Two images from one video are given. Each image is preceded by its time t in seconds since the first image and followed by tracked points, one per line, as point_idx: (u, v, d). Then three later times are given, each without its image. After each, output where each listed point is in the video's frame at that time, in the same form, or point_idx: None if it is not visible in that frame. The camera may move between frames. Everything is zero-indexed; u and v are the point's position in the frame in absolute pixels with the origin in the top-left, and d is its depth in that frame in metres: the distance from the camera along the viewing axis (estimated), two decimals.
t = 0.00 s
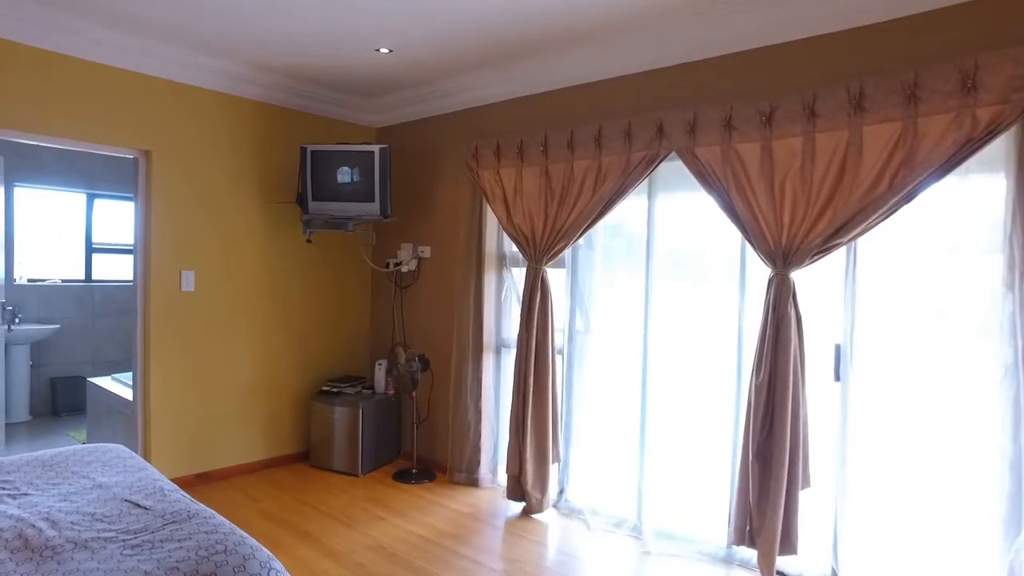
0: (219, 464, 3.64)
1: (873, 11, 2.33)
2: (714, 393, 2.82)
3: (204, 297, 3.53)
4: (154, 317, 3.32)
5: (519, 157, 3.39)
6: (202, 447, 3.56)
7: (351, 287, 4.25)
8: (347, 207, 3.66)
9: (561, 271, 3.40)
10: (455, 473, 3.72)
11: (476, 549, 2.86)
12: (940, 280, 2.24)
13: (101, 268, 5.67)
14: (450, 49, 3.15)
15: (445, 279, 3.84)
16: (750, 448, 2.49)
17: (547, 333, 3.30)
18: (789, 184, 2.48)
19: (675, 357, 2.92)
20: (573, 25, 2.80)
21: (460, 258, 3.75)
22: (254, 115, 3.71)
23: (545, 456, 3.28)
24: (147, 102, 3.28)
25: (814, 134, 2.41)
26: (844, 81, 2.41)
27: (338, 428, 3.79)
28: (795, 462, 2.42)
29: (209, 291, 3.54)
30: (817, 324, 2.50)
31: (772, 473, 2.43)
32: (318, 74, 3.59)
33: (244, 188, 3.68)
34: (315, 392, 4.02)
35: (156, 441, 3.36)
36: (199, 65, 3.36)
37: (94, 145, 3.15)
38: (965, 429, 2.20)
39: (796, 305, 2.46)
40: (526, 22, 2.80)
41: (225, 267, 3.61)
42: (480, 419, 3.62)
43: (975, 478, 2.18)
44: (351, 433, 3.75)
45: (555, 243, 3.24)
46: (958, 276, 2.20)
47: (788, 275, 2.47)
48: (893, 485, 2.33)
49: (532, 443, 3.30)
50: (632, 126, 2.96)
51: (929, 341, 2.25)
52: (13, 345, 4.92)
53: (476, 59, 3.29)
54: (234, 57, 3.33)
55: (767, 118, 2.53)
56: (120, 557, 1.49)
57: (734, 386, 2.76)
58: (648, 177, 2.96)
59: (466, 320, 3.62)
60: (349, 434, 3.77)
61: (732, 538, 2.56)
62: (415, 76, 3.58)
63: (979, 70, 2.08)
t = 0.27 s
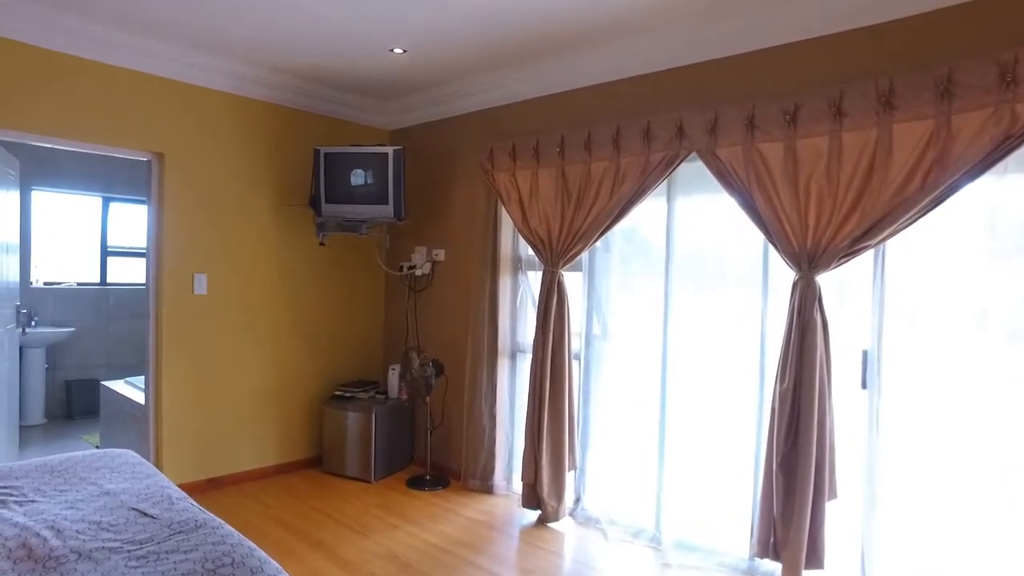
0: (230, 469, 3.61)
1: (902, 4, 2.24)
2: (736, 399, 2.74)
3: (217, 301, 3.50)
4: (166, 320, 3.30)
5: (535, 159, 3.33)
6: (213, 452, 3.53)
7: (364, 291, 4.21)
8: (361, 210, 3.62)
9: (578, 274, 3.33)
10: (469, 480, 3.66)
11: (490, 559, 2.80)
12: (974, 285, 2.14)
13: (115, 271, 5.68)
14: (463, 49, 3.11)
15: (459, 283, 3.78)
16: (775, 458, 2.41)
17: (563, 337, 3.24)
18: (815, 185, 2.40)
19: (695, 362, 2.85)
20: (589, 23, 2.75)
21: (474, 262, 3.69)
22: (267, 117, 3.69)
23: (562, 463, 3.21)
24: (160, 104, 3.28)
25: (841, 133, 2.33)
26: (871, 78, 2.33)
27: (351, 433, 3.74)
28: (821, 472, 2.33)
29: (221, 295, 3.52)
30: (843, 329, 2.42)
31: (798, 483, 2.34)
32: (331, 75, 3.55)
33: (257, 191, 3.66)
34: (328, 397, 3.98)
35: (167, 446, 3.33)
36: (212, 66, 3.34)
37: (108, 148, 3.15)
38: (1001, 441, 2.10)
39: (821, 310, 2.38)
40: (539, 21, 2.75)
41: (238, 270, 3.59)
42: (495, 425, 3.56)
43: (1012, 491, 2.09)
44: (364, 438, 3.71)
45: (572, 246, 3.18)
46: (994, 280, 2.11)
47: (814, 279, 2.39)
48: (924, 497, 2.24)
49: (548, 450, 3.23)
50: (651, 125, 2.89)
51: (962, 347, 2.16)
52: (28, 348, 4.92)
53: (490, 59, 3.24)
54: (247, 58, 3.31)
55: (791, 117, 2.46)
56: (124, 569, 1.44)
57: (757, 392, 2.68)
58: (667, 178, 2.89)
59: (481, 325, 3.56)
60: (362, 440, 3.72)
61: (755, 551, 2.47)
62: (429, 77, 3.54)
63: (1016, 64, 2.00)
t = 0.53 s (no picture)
0: (242, 475, 3.57)
1: None
2: (759, 408, 2.65)
3: (229, 305, 3.47)
4: (177, 324, 3.27)
5: (551, 161, 3.27)
6: (225, 458, 3.49)
7: (378, 295, 4.16)
8: (374, 213, 3.57)
9: (595, 279, 3.26)
10: (484, 489, 3.59)
11: (504, 570, 2.73)
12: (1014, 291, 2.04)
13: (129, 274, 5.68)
14: (476, 50, 3.06)
15: (474, 287, 3.72)
16: (802, 471, 2.31)
17: (580, 344, 3.16)
18: (843, 186, 2.31)
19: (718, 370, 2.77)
20: (604, 22, 2.69)
21: (489, 266, 3.62)
22: (280, 120, 3.66)
23: (579, 473, 3.13)
24: (172, 107, 3.26)
25: (870, 132, 2.24)
26: (902, 75, 2.24)
27: (364, 439, 3.69)
28: (851, 486, 2.24)
29: (233, 299, 3.48)
30: (873, 337, 2.32)
31: (826, 496, 2.24)
32: (344, 77, 3.51)
33: (269, 194, 3.62)
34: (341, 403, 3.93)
35: (178, 451, 3.30)
36: (223, 68, 3.32)
37: (120, 151, 3.14)
38: None
39: (851, 317, 2.28)
40: (554, 20, 2.69)
41: (250, 274, 3.55)
42: (510, 433, 3.49)
43: None
44: (377, 445, 3.66)
45: (589, 249, 3.11)
46: None
47: (842, 284, 2.29)
48: (961, 513, 2.13)
49: (565, 459, 3.16)
50: (671, 126, 2.82)
51: (1001, 356, 2.06)
52: (42, 352, 4.93)
53: (504, 60, 3.18)
54: (258, 60, 3.28)
55: (818, 117, 2.37)
56: None
57: (782, 401, 2.59)
58: (688, 180, 2.81)
59: (496, 330, 3.49)
60: (375, 446, 3.67)
61: (781, 566, 2.38)
62: (442, 78, 3.49)
63: None
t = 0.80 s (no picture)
0: (253, 482, 3.52)
1: None
2: (784, 417, 2.55)
3: (241, 310, 3.43)
4: (188, 329, 3.23)
5: (567, 163, 3.20)
6: (235, 465, 3.45)
7: (391, 300, 4.10)
8: (386, 217, 3.52)
9: (613, 284, 3.18)
10: (498, 498, 3.52)
11: None
12: None
13: (142, 277, 5.67)
14: (489, 50, 3.00)
15: (488, 292, 3.65)
16: (831, 485, 2.20)
17: (597, 351, 3.07)
18: (873, 188, 2.21)
19: (740, 378, 2.69)
20: (620, 20, 2.62)
21: (504, 270, 3.55)
22: (292, 122, 3.62)
23: (595, 483, 3.05)
24: (183, 110, 3.24)
25: (902, 132, 2.15)
26: (934, 71, 2.14)
27: (376, 446, 3.63)
28: (883, 501, 2.14)
29: (245, 304, 3.44)
30: (905, 345, 2.22)
31: (854, 511, 2.14)
32: (356, 78, 3.47)
33: (281, 197, 3.59)
34: (353, 409, 3.87)
35: (188, 458, 3.26)
36: (234, 70, 3.29)
37: (130, 154, 3.12)
38: None
39: (882, 324, 2.19)
40: (567, 19, 2.63)
41: (262, 279, 3.51)
42: (525, 441, 3.42)
43: None
44: (389, 452, 3.60)
45: (606, 254, 3.03)
46: None
47: (872, 289, 2.20)
48: (999, 531, 2.03)
49: (581, 468, 3.08)
50: (691, 126, 2.74)
51: None
52: (55, 356, 4.93)
53: (518, 60, 3.12)
54: (269, 62, 3.24)
55: (846, 116, 2.27)
56: None
57: (807, 410, 2.49)
58: (708, 181, 2.73)
59: (511, 336, 3.42)
60: (388, 454, 3.61)
61: None
62: (455, 79, 3.43)
63: None
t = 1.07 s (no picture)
0: (263, 486, 3.48)
1: None
2: (807, 423, 2.47)
3: (251, 312, 3.39)
4: (198, 331, 3.20)
5: (582, 162, 3.13)
6: (245, 468, 3.41)
7: (403, 301, 4.05)
8: (398, 217, 3.46)
9: (629, 285, 3.11)
10: (511, 503, 3.45)
11: None
12: None
13: (154, 278, 5.65)
14: (501, 47, 2.94)
15: (501, 294, 3.59)
16: (857, 494, 2.11)
17: (613, 354, 3.00)
18: (901, 185, 2.13)
19: (760, 382, 2.60)
20: (635, 14, 2.56)
21: (517, 271, 3.49)
22: (303, 122, 3.58)
23: (611, 489, 2.97)
24: (192, 109, 3.21)
25: (932, 127, 2.06)
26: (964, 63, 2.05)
27: (387, 450, 3.58)
28: (912, 512, 2.05)
29: (255, 305, 3.41)
30: (934, 349, 2.13)
31: (882, 521, 2.06)
32: (367, 77, 3.42)
33: (292, 198, 3.55)
34: (364, 412, 3.83)
35: (197, 461, 3.22)
36: (244, 69, 3.25)
37: (140, 154, 3.10)
38: None
39: (911, 327, 2.10)
40: (581, 14, 2.57)
41: (272, 280, 3.48)
42: (539, 445, 3.36)
43: None
44: (400, 456, 3.55)
45: (622, 254, 2.96)
46: None
47: (901, 291, 2.11)
48: None
49: (596, 474, 3.00)
50: (710, 124, 2.66)
51: None
52: (67, 357, 4.93)
53: (530, 58, 3.06)
54: (278, 60, 3.20)
55: (873, 110, 2.18)
56: None
57: (831, 416, 2.41)
58: (728, 180, 2.65)
59: (524, 338, 3.36)
60: (399, 458, 3.56)
61: None
62: (467, 78, 3.38)
63: None
